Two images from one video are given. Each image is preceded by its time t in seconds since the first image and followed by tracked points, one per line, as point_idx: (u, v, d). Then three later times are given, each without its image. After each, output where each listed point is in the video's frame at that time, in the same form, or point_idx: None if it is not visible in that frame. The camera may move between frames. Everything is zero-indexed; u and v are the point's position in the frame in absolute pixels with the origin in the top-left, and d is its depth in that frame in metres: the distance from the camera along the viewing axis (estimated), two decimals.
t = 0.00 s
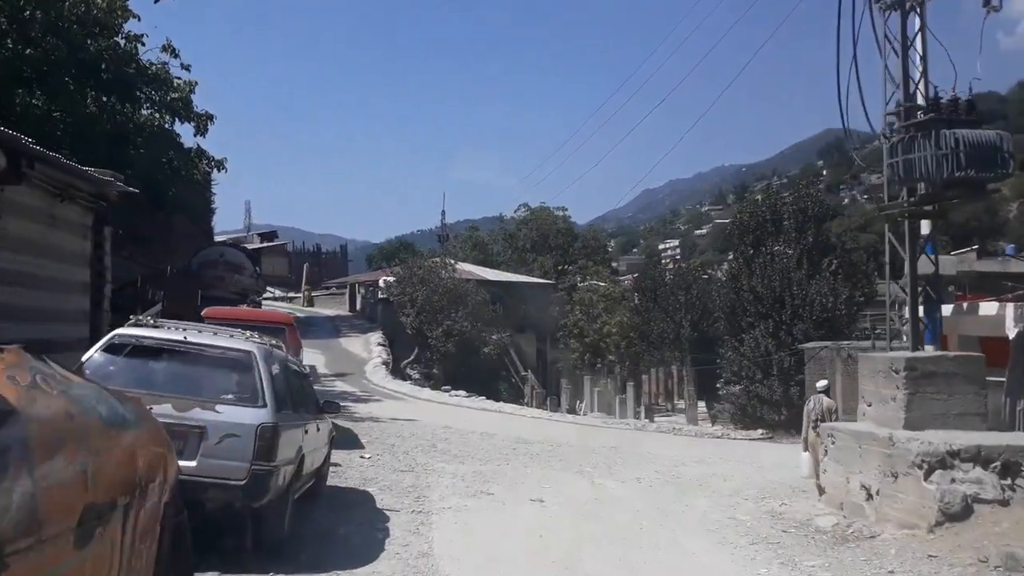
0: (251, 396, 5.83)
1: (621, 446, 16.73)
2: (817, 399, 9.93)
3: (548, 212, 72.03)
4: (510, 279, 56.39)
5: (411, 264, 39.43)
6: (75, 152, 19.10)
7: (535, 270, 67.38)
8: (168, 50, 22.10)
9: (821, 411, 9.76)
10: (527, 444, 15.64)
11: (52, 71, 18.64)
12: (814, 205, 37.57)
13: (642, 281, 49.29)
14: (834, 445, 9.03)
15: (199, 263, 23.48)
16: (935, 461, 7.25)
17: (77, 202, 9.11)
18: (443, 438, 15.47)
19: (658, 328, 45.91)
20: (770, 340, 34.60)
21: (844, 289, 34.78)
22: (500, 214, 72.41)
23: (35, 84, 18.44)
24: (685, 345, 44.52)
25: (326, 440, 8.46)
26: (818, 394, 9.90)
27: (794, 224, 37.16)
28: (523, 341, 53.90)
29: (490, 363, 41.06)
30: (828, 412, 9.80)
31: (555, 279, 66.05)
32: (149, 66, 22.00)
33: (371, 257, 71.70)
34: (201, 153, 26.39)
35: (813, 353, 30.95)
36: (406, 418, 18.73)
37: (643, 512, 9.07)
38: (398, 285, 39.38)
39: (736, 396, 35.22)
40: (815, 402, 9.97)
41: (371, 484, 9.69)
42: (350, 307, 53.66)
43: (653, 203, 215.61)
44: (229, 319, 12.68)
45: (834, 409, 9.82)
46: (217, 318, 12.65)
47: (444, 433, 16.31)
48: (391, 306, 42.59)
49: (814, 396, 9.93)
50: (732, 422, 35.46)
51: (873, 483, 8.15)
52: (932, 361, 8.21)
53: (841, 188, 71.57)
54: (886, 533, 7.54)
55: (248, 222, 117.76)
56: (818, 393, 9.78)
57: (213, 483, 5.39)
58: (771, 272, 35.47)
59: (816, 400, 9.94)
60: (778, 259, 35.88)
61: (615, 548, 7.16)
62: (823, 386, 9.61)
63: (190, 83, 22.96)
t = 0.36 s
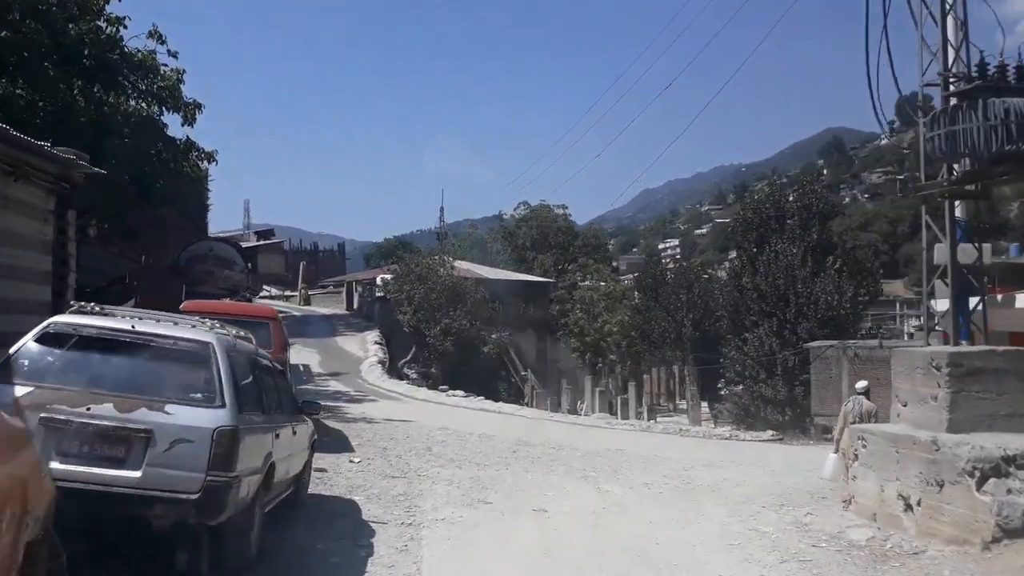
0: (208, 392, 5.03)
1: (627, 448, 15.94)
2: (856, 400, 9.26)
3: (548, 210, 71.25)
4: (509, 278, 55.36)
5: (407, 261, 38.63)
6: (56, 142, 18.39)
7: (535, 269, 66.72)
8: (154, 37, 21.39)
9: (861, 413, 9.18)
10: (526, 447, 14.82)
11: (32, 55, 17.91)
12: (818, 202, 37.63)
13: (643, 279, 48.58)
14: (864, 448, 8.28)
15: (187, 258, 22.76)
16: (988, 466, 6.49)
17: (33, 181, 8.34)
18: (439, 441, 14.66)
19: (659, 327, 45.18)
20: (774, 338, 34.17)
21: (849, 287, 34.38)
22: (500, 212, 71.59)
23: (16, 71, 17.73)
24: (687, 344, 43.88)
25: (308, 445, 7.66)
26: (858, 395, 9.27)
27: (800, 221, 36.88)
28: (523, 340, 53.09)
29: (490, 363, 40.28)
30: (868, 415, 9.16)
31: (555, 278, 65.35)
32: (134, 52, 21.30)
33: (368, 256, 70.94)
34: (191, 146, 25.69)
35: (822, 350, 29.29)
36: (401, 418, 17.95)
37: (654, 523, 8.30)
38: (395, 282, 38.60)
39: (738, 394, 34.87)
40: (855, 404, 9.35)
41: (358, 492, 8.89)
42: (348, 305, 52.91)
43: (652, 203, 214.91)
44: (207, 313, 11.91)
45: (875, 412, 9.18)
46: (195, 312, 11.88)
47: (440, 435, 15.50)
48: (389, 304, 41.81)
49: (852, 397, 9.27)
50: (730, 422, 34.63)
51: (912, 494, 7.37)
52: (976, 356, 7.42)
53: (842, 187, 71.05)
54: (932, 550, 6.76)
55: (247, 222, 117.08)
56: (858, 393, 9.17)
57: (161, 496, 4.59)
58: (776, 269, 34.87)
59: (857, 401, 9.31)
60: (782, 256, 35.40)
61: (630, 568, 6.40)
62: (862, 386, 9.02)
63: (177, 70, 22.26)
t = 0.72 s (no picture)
0: (152, 388, 4.42)
1: (636, 449, 15.14)
2: (901, 400, 9.31)
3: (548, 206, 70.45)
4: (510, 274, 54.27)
5: (406, 256, 37.85)
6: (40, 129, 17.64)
7: (536, 265, 66.00)
8: (141, 20, 20.61)
9: (905, 413, 9.17)
10: (529, 448, 14.01)
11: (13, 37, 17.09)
12: (825, 197, 38.02)
13: (645, 275, 47.89)
14: (906, 452, 7.53)
15: (177, 252, 21.99)
16: None
17: None
18: (436, 441, 13.82)
19: (662, 324, 44.81)
20: (779, 335, 35.54)
21: (855, 283, 35.50)
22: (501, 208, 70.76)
23: None
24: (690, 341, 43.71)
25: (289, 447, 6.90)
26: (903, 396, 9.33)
27: (805, 218, 37.92)
28: (524, 336, 52.22)
29: (491, 360, 39.52)
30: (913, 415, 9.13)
31: (556, 274, 64.62)
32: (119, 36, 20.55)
33: (368, 252, 70.14)
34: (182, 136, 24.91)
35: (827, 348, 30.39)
36: (398, 417, 17.17)
37: (676, 534, 7.54)
38: (394, 277, 37.76)
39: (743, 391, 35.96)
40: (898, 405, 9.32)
41: (346, 500, 8.08)
42: (347, 302, 52.14)
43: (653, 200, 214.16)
44: (187, 305, 11.06)
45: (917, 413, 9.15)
46: (174, 303, 11.03)
47: (437, 435, 14.68)
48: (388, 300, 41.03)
49: (897, 397, 9.33)
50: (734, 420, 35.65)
51: (966, 505, 6.62)
52: None
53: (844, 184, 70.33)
54: (995, 568, 6.12)
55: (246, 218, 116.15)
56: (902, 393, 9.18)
57: (90, 516, 4.11)
58: (782, 266, 36.40)
59: (901, 401, 9.26)
60: (786, 253, 36.88)
61: None
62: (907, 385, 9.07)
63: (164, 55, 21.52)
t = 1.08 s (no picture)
0: (85, 387, 3.96)
1: (645, 453, 14.38)
2: (940, 406, 8.60)
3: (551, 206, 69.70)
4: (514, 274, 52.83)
5: (406, 254, 37.10)
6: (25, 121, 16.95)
7: (539, 266, 65.24)
8: (133, 7, 19.86)
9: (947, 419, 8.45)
10: (533, 452, 13.26)
11: None
12: (833, 196, 37.10)
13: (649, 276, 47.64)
14: (957, 463, 6.95)
15: (170, 248, 21.28)
16: None
17: None
18: (436, 445, 13.06)
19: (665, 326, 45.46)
20: (786, 336, 34.95)
21: (863, 283, 34.72)
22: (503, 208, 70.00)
23: None
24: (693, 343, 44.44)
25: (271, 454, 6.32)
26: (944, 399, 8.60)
27: (813, 217, 37.12)
28: (527, 337, 51.35)
29: (492, 361, 38.81)
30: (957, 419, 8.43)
31: (559, 275, 63.87)
32: (108, 23, 19.80)
33: (369, 252, 69.38)
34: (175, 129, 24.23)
35: (837, 349, 29.51)
36: (396, 420, 16.40)
37: (704, 553, 6.85)
38: (394, 276, 37.00)
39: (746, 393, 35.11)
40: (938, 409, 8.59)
41: (334, 512, 7.33)
42: (347, 302, 51.44)
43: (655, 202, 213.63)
44: (168, 299, 10.29)
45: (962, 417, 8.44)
46: (154, 296, 10.28)
47: (437, 439, 13.92)
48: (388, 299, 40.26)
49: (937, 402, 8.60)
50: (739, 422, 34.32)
51: None
52: None
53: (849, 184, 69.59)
54: None
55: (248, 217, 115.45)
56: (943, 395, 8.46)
57: (8, 548, 3.72)
58: (788, 265, 35.77)
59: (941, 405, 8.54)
60: (792, 254, 36.27)
61: None
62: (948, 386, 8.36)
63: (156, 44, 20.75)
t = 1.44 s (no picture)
0: None
1: (660, 459, 13.53)
2: (998, 403, 8.11)
3: (556, 202, 68.82)
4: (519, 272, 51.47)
5: (408, 251, 36.29)
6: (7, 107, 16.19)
7: (543, 263, 64.42)
8: None
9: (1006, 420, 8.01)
10: (541, 457, 12.42)
11: None
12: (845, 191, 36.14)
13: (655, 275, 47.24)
14: None
15: (161, 243, 20.56)
16: None
17: None
18: (437, 450, 12.22)
19: (671, 323, 44.84)
20: (796, 335, 34.08)
21: (875, 280, 33.84)
22: (507, 205, 69.17)
23: None
24: (700, 341, 43.68)
25: (245, 465, 5.48)
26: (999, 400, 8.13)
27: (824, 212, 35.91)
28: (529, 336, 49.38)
29: (496, 360, 38.00)
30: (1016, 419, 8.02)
31: (564, 273, 63.05)
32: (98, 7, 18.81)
33: (371, 249, 68.61)
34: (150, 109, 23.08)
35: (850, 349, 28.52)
36: (397, 421, 15.58)
37: None
38: (396, 274, 36.12)
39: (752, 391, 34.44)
40: (995, 407, 8.14)
41: (323, 529, 6.50)
42: (349, 299, 50.68)
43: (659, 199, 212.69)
44: (145, 292, 9.44)
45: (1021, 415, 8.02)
46: (131, 289, 9.43)
47: (438, 442, 13.07)
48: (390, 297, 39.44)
49: (993, 400, 8.10)
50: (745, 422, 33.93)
51: None
52: None
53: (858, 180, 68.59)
54: None
55: (251, 214, 114.64)
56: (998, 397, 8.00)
57: None
58: (798, 264, 34.88)
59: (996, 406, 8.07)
60: (802, 252, 35.40)
61: None
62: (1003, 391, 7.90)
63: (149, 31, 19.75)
